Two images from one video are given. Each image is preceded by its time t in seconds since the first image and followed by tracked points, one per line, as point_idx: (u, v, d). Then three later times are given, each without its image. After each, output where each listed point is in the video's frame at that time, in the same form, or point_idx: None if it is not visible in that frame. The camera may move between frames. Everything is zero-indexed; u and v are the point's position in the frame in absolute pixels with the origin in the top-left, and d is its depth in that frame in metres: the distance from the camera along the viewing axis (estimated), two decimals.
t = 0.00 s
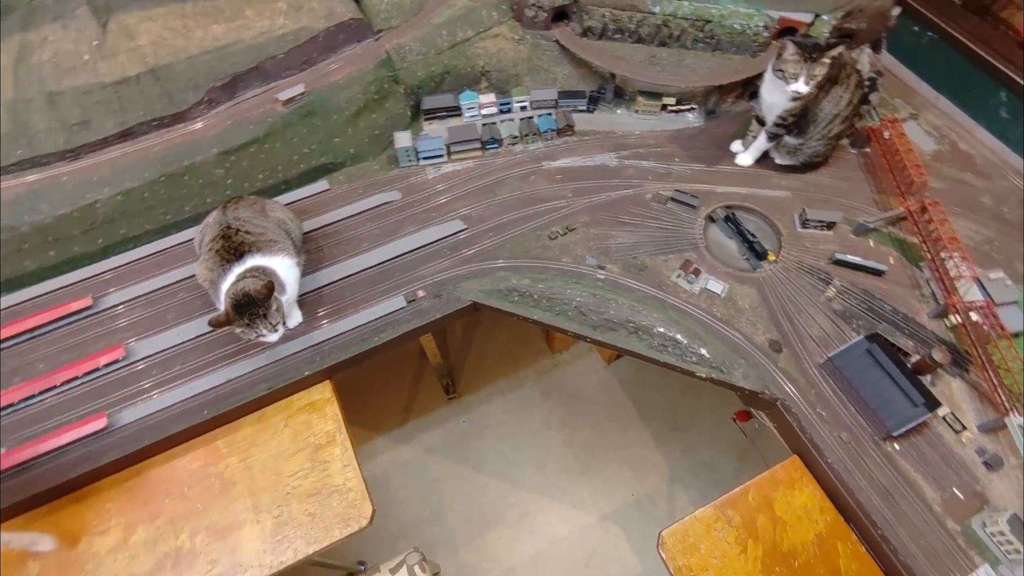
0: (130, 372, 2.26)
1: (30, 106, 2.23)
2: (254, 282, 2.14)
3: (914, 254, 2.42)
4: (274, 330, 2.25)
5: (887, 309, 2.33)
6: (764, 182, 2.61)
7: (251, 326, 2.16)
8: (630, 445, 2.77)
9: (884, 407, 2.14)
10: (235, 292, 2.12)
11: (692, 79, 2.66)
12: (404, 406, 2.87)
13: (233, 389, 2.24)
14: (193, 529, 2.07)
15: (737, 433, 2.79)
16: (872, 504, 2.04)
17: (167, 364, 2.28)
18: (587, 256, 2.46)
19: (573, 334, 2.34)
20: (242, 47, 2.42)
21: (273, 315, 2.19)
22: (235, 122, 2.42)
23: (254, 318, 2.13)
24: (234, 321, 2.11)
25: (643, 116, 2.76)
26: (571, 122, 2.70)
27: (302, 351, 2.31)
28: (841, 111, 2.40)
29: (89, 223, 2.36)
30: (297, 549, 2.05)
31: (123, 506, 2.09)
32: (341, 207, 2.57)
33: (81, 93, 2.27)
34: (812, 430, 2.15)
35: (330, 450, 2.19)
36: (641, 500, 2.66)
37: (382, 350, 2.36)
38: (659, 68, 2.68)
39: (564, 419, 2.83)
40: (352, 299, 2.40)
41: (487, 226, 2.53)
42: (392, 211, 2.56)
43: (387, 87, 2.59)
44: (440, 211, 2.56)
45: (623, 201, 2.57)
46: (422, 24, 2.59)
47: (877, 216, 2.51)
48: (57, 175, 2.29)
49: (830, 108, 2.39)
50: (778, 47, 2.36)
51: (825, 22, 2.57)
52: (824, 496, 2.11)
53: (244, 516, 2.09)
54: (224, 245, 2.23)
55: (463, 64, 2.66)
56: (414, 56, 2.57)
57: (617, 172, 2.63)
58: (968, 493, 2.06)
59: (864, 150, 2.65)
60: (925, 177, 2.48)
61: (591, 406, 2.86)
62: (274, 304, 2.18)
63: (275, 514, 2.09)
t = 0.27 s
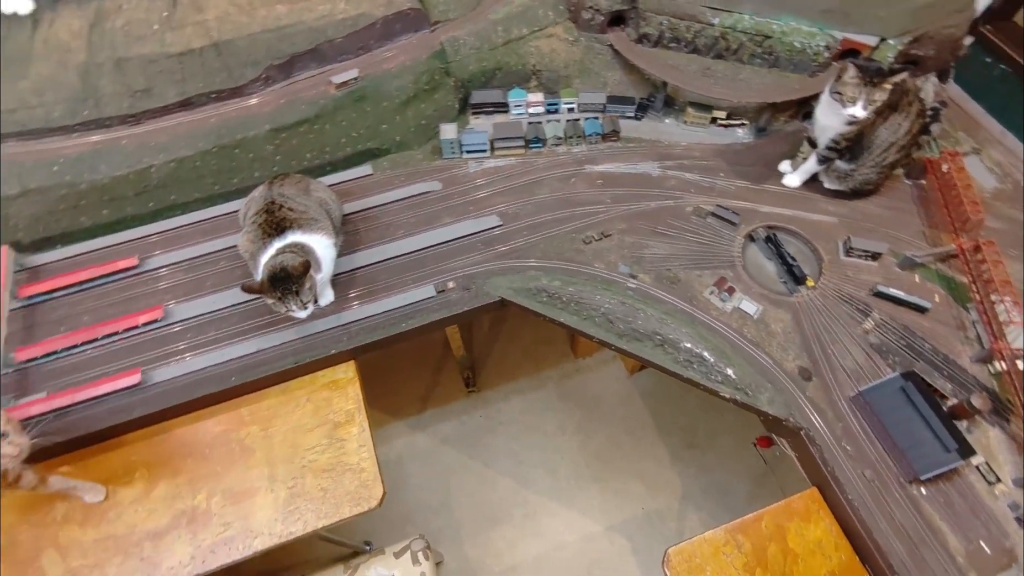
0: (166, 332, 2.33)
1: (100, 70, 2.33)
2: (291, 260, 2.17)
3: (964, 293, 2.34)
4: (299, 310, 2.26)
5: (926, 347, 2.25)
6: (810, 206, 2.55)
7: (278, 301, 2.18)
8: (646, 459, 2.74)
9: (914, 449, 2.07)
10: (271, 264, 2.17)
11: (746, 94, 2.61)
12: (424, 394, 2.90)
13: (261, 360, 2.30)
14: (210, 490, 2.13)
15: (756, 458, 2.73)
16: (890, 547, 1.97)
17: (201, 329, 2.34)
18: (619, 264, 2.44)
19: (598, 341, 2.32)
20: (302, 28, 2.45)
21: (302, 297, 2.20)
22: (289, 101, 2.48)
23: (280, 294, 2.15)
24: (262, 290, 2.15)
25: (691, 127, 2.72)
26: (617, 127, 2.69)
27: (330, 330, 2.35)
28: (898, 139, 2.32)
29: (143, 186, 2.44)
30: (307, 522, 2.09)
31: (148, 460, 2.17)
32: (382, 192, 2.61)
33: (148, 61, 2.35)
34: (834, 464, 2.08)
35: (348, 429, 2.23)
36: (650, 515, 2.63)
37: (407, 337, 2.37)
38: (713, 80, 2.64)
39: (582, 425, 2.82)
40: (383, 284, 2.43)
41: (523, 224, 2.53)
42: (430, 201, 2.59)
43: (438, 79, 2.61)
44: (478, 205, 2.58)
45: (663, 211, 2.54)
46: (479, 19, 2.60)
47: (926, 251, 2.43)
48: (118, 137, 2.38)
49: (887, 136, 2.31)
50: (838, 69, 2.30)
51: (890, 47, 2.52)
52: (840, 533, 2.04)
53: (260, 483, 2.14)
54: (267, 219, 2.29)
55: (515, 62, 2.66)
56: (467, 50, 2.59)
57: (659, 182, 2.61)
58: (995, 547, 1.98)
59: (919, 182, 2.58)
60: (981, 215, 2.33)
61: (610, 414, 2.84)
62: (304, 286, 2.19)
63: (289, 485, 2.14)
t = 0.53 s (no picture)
0: (206, 298, 2.39)
1: (169, 40, 2.37)
2: (333, 248, 2.20)
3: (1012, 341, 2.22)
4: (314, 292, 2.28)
5: (966, 394, 2.16)
6: (857, 235, 2.47)
7: (300, 277, 2.21)
8: (660, 475, 2.71)
9: (941, 497, 1.99)
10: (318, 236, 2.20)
11: (801, 114, 2.55)
12: (445, 385, 2.92)
13: (291, 334, 2.34)
14: (230, 455, 2.19)
15: (774, 487, 2.67)
16: None
17: (239, 298, 2.40)
18: (653, 276, 2.42)
19: (623, 351, 2.30)
20: (363, 15, 2.46)
21: (322, 285, 2.22)
22: (344, 85, 2.51)
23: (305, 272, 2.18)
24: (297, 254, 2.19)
25: (741, 144, 2.68)
26: (665, 137, 2.67)
27: (359, 312, 2.38)
28: (958, 175, 2.23)
29: (197, 155, 2.51)
30: (319, 496, 2.13)
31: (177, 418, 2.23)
32: (423, 181, 2.64)
33: (214, 35, 2.38)
34: (854, 503, 2.02)
35: (367, 410, 2.26)
36: (660, 532, 2.59)
37: (433, 326, 2.39)
38: (769, 98, 2.58)
39: (599, 433, 2.80)
40: (415, 272, 2.45)
41: (560, 226, 2.53)
42: (470, 194, 2.61)
43: (490, 74, 2.60)
44: (517, 203, 2.58)
45: (703, 225, 2.51)
46: (537, 18, 2.60)
47: (977, 294, 2.33)
48: (180, 106, 2.45)
49: (947, 170, 2.22)
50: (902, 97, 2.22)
51: (960, 77, 2.28)
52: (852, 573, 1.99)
53: (278, 453, 2.19)
54: (312, 198, 2.35)
55: (569, 64, 2.65)
56: (522, 48, 2.58)
57: (702, 196, 2.57)
58: None
59: (976, 222, 2.46)
60: None
61: (628, 426, 2.81)
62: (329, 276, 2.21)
63: (306, 459, 2.18)
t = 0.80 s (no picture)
0: (248, 269, 2.45)
1: (237, 16, 2.48)
2: (364, 238, 2.23)
3: None
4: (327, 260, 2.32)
5: (1006, 447, 2.06)
6: (905, 270, 2.38)
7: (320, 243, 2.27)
8: (674, 493, 2.67)
9: (967, 552, 1.92)
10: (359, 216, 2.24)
11: (858, 140, 2.46)
12: (467, 378, 2.93)
13: (321, 312, 2.38)
14: (253, 422, 2.25)
15: (790, 520, 2.60)
16: None
17: (279, 273, 2.45)
18: (687, 291, 2.38)
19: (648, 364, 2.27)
20: (425, 6, 2.51)
21: (331, 262, 2.24)
22: (398, 73, 2.54)
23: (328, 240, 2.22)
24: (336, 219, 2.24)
25: (793, 166, 2.60)
26: (713, 152, 2.62)
27: (390, 297, 2.41)
28: (1021, 220, 2.10)
29: (252, 130, 2.57)
30: (333, 473, 2.17)
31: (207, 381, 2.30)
32: (466, 175, 2.66)
33: (279, 15, 2.49)
34: (873, 546, 1.95)
35: (388, 394, 2.30)
36: (667, 550, 2.56)
37: (461, 319, 2.40)
38: (826, 121, 2.50)
39: (616, 443, 2.77)
40: (449, 263, 2.46)
41: (597, 232, 2.52)
42: (511, 191, 2.61)
43: (543, 73, 2.59)
44: (556, 205, 2.58)
45: (744, 245, 2.46)
46: (596, 21, 2.59)
47: None
48: (240, 81, 2.53)
49: (1009, 214, 2.10)
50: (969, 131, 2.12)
51: None
52: None
53: (298, 426, 2.24)
54: (357, 180, 2.38)
55: (624, 70, 2.63)
56: (579, 51, 2.57)
57: (745, 215, 2.52)
58: None
59: None
60: None
61: (647, 440, 2.78)
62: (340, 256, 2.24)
63: (324, 435, 2.23)
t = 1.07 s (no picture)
0: (287, 244, 2.51)
1: None
2: (395, 227, 2.27)
3: None
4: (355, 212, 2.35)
5: None
6: (953, 312, 2.28)
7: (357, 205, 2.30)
8: (686, 512, 2.63)
9: None
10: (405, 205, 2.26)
11: (916, 172, 2.37)
12: (489, 373, 2.95)
13: (353, 293, 2.42)
14: (280, 393, 2.30)
15: (803, 555, 2.53)
16: None
17: (317, 251, 2.50)
18: (720, 310, 2.34)
19: (673, 380, 2.24)
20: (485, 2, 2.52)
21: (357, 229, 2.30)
22: (453, 65, 2.57)
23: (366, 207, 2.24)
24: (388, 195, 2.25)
25: (844, 193, 2.53)
26: (763, 171, 2.56)
27: (421, 286, 2.43)
28: None
29: (307, 109, 2.63)
30: (351, 451, 2.21)
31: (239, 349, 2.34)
32: (508, 172, 2.66)
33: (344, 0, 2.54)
34: None
35: (411, 380, 2.32)
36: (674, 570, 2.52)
37: (489, 315, 2.41)
38: (883, 151, 2.42)
39: (633, 455, 2.74)
40: (484, 258, 2.48)
41: (634, 241, 2.49)
42: (552, 193, 2.61)
43: (596, 77, 2.58)
44: (596, 210, 2.56)
45: (785, 269, 2.40)
46: (656, 30, 2.57)
47: None
48: (300, 61, 2.59)
49: None
50: None
51: None
52: None
53: (321, 402, 2.28)
54: (403, 168, 2.39)
55: (679, 80, 2.60)
56: (635, 57, 2.55)
57: (789, 239, 2.46)
58: None
59: None
60: None
61: (664, 455, 2.74)
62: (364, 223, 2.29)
63: (346, 414, 2.26)
